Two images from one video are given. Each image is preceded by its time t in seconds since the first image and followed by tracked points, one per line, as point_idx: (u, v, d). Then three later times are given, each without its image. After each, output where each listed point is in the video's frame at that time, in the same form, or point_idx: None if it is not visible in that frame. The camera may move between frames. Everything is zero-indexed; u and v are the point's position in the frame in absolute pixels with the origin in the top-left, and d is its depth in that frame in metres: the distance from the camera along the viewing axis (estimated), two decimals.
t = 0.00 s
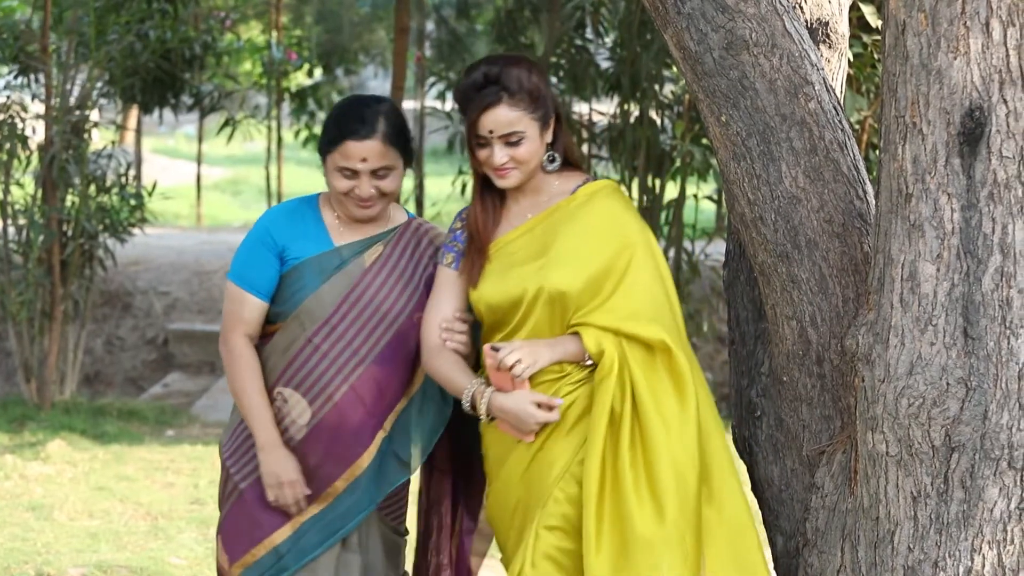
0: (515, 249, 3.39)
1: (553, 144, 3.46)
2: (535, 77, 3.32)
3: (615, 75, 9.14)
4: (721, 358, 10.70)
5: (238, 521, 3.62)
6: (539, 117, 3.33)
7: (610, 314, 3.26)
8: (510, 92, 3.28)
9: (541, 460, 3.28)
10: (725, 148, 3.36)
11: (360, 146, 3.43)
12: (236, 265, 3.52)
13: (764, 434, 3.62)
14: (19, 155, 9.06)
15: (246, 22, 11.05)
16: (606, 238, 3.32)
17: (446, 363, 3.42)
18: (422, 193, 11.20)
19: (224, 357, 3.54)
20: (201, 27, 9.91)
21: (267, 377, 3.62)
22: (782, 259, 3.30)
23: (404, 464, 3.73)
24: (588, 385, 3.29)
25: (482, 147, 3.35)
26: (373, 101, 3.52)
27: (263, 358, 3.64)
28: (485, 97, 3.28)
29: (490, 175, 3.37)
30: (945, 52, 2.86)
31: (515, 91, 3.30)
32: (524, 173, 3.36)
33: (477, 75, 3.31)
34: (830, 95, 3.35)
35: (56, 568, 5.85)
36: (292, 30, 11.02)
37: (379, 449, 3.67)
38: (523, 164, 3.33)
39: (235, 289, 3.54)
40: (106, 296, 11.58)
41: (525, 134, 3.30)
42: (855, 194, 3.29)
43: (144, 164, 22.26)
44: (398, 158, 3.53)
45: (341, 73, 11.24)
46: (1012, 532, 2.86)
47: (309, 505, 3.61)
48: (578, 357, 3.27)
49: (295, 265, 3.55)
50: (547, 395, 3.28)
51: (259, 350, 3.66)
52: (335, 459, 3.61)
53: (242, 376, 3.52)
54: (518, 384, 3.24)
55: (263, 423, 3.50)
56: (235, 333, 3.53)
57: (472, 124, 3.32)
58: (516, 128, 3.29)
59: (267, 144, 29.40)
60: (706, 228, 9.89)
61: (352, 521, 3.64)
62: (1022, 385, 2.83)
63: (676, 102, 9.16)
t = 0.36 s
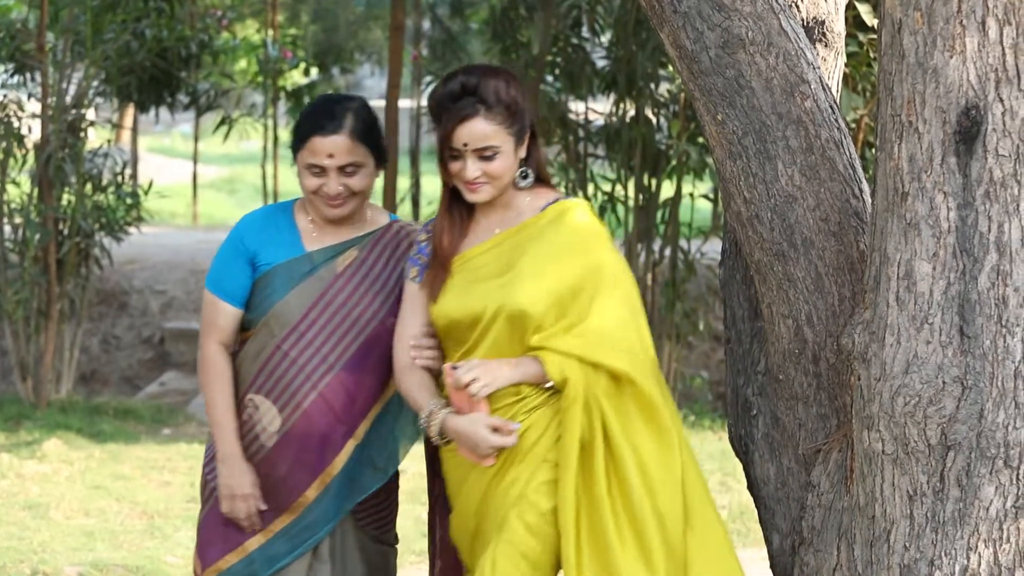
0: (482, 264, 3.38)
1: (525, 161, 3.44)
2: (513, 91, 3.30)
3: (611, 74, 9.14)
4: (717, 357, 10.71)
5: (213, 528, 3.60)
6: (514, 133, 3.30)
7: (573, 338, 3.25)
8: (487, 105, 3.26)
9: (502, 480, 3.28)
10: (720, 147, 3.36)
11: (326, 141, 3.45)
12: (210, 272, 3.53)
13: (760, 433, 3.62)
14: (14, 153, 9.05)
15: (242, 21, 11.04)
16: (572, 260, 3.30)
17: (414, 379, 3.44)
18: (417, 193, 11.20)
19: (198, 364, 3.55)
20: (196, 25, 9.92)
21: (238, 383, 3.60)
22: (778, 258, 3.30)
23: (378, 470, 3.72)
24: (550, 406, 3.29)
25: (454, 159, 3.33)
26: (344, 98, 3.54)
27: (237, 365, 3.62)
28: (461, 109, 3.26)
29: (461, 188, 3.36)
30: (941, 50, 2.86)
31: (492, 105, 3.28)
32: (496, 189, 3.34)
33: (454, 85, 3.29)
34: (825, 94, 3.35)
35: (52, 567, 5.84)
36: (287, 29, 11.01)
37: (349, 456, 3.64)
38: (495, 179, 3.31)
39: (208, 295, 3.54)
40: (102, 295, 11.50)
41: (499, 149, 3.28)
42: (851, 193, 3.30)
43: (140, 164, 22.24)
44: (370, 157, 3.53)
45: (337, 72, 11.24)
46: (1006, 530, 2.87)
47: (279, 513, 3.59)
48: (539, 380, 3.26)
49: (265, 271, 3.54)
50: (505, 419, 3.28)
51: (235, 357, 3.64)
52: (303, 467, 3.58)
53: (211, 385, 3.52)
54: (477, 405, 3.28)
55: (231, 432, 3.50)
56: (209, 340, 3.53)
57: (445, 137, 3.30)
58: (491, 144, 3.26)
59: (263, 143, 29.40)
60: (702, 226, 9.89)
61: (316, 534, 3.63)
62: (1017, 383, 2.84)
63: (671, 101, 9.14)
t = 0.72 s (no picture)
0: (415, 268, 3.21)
1: (477, 162, 3.28)
2: (464, 90, 3.15)
3: (602, 72, 9.15)
4: (708, 355, 10.72)
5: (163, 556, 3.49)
6: (465, 135, 3.15)
7: (507, 349, 3.11)
8: (438, 106, 3.10)
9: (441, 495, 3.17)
10: (711, 145, 3.35)
11: (261, 148, 3.38)
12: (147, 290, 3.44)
13: (751, 431, 3.61)
14: (6, 152, 9.04)
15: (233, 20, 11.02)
16: (512, 267, 3.14)
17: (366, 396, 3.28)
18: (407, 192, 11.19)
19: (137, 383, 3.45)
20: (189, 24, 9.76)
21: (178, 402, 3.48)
22: (769, 255, 3.30)
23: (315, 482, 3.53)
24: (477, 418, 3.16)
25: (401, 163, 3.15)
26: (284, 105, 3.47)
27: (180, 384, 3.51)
28: (409, 110, 3.10)
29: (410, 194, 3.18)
30: (932, 49, 2.87)
31: (443, 105, 3.12)
32: (446, 193, 3.17)
33: (403, 84, 3.13)
34: (817, 92, 3.35)
35: (43, 566, 5.82)
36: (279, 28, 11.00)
37: (286, 472, 3.47)
38: (445, 183, 3.14)
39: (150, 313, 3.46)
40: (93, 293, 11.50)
41: (451, 151, 3.12)
42: (842, 191, 3.30)
43: (132, 163, 22.22)
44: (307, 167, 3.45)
45: (328, 71, 11.22)
46: (997, 529, 2.89)
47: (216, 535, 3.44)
48: (463, 374, 3.12)
49: (199, 286, 3.42)
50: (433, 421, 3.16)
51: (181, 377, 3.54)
52: (234, 486, 3.43)
53: (146, 402, 3.41)
54: (401, 385, 3.08)
55: (163, 450, 3.37)
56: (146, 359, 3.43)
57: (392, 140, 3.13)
58: (441, 145, 3.10)
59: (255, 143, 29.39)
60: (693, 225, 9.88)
61: (254, 553, 3.47)
62: (1008, 382, 2.86)
63: (663, 100, 9.15)
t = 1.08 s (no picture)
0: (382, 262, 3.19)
1: (435, 157, 3.25)
2: (412, 84, 3.11)
3: (591, 72, 9.15)
4: (697, 355, 10.73)
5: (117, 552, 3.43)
6: (418, 130, 3.11)
7: (461, 339, 3.08)
8: (387, 103, 3.06)
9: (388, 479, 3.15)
10: (701, 145, 3.35)
11: (200, 144, 3.25)
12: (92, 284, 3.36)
13: (740, 431, 3.59)
14: None
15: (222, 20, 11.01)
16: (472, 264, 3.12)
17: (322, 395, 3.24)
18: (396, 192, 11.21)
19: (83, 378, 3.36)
20: (178, 23, 9.72)
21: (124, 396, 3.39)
22: (758, 255, 3.30)
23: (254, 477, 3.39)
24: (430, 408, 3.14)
25: (356, 164, 3.12)
26: (223, 98, 3.33)
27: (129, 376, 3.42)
28: (358, 110, 3.06)
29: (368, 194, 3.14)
30: (921, 48, 2.88)
31: (392, 101, 3.08)
32: (406, 191, 3.13)
33: (349, 84, 3.09)
34: (805, 92, 3.35)
35: (32, 567, 5.80)
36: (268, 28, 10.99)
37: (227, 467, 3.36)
38: (403, 180, 3.10)
39: (93, 307, 3.37)
40: (83, 294, 11.45)
41: (405, 148, 3.08)
42: (831, 190, 3.30)
43: (121, 163, 22.17)
44: (250, 163, 3.33)
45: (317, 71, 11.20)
46: (986, 528, 2.93)
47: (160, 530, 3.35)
48: (419, 363, 3.10)
49: (141, 278, 3.33)
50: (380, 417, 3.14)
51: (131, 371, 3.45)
52: (174, 482, 3.34)
53: (89, 396, 3.32)
54: (353, 365, 3.07)
55: (109, 447, 3.28)
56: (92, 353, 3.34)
57: (345, 141, 3.09)
58: (394, 142, 3.06)
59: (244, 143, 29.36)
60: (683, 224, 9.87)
61: (188, 551, 3.35)
62: (996, 381, 2.89)
63: (651, 100, 9.15)
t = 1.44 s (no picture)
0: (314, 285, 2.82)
1: (370, 177, 2.91)
2: (348, 99, 2.80)
3: (569, 71, 9.13)
4: (676, 353, 10.73)
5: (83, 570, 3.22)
6: (354, 147, 2.79)
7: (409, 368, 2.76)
8: (321, 119, 2.75)
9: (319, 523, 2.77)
10: (680, 144, 3.34)
11: (132, 145, 2.99)
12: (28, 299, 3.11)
13: (719, 430, 3.58)
14: None
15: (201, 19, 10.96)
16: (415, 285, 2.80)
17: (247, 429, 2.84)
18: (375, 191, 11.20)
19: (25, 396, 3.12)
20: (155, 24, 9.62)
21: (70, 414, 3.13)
22: (737, 254, 3.29)
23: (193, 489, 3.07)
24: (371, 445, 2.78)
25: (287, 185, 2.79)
26: (157, 99, 3.07)
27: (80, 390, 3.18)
28: (290, 125, 2.74)
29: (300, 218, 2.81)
30: (899, 47, 2.88)
31: (326, 118, 2.76)
32: (341, 214, 2.80)
33: (281, 100, 2.77)
34: (784, 91, 3.35)
35: (11, 567, 5.76)
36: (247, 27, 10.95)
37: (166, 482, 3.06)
38: (338, 202, 2.78)
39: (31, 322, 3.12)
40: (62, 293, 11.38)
41: (340, 166, 2.76)
42: (810, 189, 3.31)
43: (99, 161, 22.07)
44: (185, 167, 3.06)
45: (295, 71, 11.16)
46: (966, 527, 2.96)
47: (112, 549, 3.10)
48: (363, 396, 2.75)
49: (74, 290, 3.06)
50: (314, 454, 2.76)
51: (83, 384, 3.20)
52: (118, 501, 3.07)
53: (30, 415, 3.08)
54: (294, 399, 2.70)
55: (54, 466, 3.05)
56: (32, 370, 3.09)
57: (276, 159, 2.77)
58: (330, 160, 2.75)
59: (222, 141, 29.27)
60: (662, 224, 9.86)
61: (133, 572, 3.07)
62: (974, 380, 2.91)
63: (630, 99, 9.10)
